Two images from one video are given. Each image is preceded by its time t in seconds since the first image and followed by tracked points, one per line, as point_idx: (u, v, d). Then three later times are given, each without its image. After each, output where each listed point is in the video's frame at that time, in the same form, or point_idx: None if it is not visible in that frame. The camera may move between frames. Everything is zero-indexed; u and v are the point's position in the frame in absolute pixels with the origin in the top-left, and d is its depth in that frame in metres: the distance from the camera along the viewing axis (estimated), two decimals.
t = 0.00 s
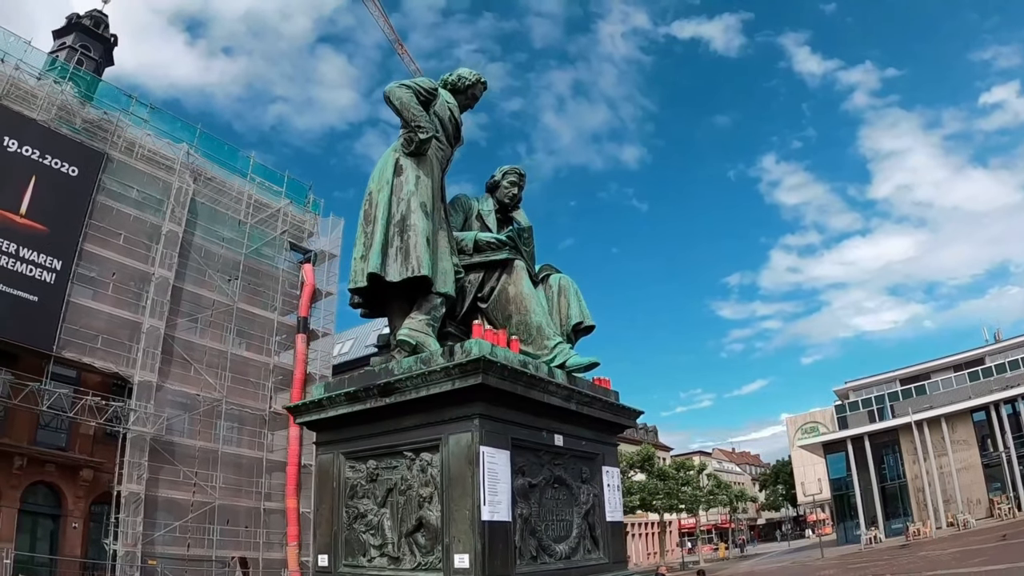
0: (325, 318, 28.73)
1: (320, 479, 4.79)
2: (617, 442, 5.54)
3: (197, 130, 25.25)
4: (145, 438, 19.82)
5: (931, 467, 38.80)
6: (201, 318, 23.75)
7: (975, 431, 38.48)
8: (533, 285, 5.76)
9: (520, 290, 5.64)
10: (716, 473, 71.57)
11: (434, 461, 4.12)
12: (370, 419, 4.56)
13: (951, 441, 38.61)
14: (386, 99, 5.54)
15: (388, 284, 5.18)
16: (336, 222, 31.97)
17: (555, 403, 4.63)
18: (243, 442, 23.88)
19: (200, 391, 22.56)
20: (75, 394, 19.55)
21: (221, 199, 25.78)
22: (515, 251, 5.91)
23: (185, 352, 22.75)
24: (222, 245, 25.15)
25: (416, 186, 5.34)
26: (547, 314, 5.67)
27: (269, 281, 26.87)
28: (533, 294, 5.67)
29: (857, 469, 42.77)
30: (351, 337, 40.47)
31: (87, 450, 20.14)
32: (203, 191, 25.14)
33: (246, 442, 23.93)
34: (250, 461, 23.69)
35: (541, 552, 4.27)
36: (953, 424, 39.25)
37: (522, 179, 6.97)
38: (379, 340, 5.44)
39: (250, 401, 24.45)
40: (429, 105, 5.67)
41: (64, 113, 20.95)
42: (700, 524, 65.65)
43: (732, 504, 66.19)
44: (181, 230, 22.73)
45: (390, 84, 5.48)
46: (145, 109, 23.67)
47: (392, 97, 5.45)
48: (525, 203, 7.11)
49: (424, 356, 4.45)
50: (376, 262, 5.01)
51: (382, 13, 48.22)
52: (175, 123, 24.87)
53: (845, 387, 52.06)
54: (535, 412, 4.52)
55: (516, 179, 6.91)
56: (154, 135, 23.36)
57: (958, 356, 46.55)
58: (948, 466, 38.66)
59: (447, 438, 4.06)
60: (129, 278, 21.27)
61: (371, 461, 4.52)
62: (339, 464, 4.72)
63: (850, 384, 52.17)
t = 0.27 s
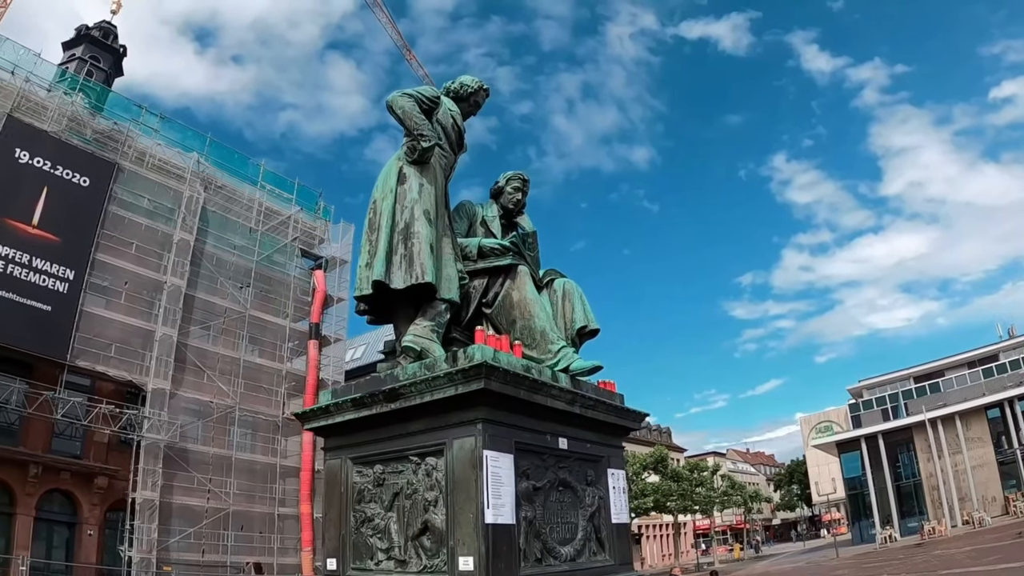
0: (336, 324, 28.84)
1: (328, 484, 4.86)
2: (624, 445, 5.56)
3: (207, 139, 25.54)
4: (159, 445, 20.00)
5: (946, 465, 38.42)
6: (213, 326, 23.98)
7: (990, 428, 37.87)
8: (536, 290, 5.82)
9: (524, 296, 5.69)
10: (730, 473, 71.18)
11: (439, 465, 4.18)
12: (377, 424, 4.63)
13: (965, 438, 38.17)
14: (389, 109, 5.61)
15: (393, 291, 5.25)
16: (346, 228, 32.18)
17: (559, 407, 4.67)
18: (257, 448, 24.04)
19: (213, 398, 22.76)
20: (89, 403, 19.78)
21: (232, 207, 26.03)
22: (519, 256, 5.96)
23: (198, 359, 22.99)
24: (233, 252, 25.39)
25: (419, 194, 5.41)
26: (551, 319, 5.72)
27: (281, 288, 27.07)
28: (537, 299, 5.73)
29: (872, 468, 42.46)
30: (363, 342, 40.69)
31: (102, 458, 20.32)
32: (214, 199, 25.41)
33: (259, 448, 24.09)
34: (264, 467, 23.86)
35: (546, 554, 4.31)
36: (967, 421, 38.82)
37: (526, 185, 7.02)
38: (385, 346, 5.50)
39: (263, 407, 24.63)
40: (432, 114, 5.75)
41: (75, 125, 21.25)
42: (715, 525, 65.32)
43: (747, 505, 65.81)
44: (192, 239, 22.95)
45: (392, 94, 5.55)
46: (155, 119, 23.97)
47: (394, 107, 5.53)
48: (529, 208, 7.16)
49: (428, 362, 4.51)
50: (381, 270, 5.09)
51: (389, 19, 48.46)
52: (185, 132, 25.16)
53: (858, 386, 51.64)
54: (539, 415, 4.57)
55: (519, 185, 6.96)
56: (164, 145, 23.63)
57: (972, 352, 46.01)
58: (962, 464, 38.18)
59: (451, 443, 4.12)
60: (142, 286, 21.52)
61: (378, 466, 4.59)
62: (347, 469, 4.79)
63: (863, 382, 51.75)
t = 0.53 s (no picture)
0: (344, 324, 28.85)
1: (329, 484, 4.92)
2: (624, 445, 5.58)
3: (214, 141, 25.69)
4: (167, 445, 20.15)
5: (955, 464, 38.17)
6: (221, 326, 24.14)
7: (999, 427, 37.32)
8: (536, 292, 5.86)
9: (524, 297, 5.74)
10: (739, 472, 71.01)
11: (438, 465, 4.23)
12: (377, 424, 4.69)
13: (974, 437, 37.86)
14: (389, 112, 5.67)
15: (394, 293, 5.31)
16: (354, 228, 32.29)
17: (557, 408, 4.71)
18: (266, 448, 24.15)
19: (221, 398, 22.90)
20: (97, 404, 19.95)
21: (239, 209, 26.18)
22: (518, 258, 6.01)
23: (206, 360, 23.16)
24: (241, 253, 25.56)
25: (420, 197, 5.46)
26: (551, 321, 5.76)
27: (288, 289, 27.20)
28: (536, 301, 5.77)
29: (880, 467, 42.26)
30: (371, 343, 40.82)
31: (111, 458, 20.48)
32: (222, 201, 25.57)
33: (268, 448, 24.21)
34: (272, 467, 23.98)
35: (544, 554, 4.36)
36: (976, 420, 38.38)
37: (527, 186, 7.05)
38: (387, 347, 5.56)
39: (271, 407, 24.74)
40: (432, 117, 5.80)
41: (83, 127, 21.44)
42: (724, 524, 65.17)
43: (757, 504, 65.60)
44: (200, 240, 23.09)
45: (393, 97, 5.61)
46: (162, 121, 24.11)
47: (394, 110, 5.58)
48: (531, 210, 7.19)
49: (428, 363, 4.57)
50: (381, 272, 5.15)
51: (395, 20, 48.52)
52: (192, 134, 25.31)
53: (867, 384, 51.35)
54: (537, 416, 4.61)
55: (521, 187, 6.99)
56: (172, 147, 23.77)
57: (982, 351, 45.59)
58: (971, 463, 37.81)
59: (450, 444, 4.17)
60: (150, 288, 21.70)
61: (378, 466, 4.64)
62: (348, 469, 4.84)
63: (873, 381, 51.46)
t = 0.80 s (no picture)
0: (348, 320, 28.77)
1: (326, 479, 4.96)
2: (620, 443, 5.60)
3: (219, 136, 25.73)
4: (171, 439, 20.23)
5: (958, 463, 38.02)
6: (226, 321, 24.25)
7: (1002, 427, 37.18)
8: (533, 290, 5.89)
9: (521, 295, 5.77)
10: (742, 470, 70.93)
11: (432, 461, 4.27)
12: (373, 421, 4.73)
13: (978, 436, 37.69)
14: (388, 111, 5.70)
15: (391, 291, 5.35)
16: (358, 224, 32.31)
17: (552, 406, 4.74)
18: (269, 443, 24.23)
19: (225, 392, 23.00)
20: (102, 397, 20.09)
21: (244, 204, 26.25)
22: (516, 256, 6.04)
23: (211, 354, 23.30)
24: (246, 248, 25.67)
25: (417, 195, 5.49)
26: (548, 319, 5.79)
27: (293, 284, 27.19)
28: (534, 299, 5.81)
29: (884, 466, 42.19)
30: (376, 338, 40.88)
31: (115, 452, 20.63)
32: (227, 195, 25.64)
33: (272, 442, 24.29)
34: (276, 461, 24.06)
35: (537, 550, 4.40)
36: (980, 420, 38.23)
37: (526, 184, 7.07)
38: (384, 344, 5.60)
39: (275, 401, 24.83)
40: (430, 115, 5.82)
41: (88, 123, 21.53)
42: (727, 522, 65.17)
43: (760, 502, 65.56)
44: (205, 235, 23.16)
45: (391, 96, 5.64)
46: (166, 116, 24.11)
47: (393, 109, 5.61)
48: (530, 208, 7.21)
49: (423, 360, 4.61)
50: (378, 270, 5.19)
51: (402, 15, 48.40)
52: (197, 130, 25.35)
53: (872, 383, 51.17)
54: (532, 413, 4.64)
55: (520, 184, 7.01)
56: (177, 142, 23.80)
57: (987, 350, 45.36)
58: (974, 462, 37.73)
59: (444, 441, 4.21)
60: (155, 282, 21.82)
61: (374, 462, 4.68)
62: (345, 465, 4.88)
63: (877, 379, 51.28)
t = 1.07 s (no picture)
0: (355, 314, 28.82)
1: (326, 473, 5.01)
2: (618, 439, 5.62)
3: (227, 129, 25.77)
4: (178, 431, 20.37)
5: (965, 461, 37.81)
6: (234, 314, 24.40)
7: (1010, 426, 36.93)
8: (533, 287, 5.91)
9: (521, 292, 5.80)
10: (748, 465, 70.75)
11: (429, 457, 4.30)
12: (373, 415, 4.76)
13: (985, 435, 37.42)
14: (389, 107, 5.72)
15: (392, 287, 5.38)
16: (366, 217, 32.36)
17: (549, 403, 4.77)
18: (276, 436, 24.36)
19: (232, 385, 23.15)
20: (110, 389, 20.27)
21: (252, 197, 26.34)
22: (516, 252, 6.05)
23: (219, 347, 23.47)
24: (254, 241, 25.79)
25: (418, 192, 5.51)
26: (547, 316, 5.81)
27: (301, 277, 27.24)
28: (533, 296, 5.83)
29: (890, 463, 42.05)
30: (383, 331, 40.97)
31: (123, 443, 20.83)
32: (235, 189, 25.76)
33: (279, 435, 24.41)
34: (282, 453, 24.13)
35: (533, 547, 4.43)
36: (988, 418, 37.94)
37: (528, 180, 7.07)
38: (384, 339, 5.63)
39: (283, 394, 24.95)
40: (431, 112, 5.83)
41: (97, 116, 21.67)
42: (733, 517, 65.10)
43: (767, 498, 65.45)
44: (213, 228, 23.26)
45: (392, 93, 5.66)
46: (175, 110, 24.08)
47: (394, 105, 5.63)
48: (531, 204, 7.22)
49: (421, 356, 4.64)
50: (378, 266, 5.23)
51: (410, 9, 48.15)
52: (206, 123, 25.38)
53: (879, 380, 50.92)
54: (529, 410, 4.67)
55: (521, 181, 7.01)
56: (186, 136, 23.84)
57: (996, 348, 44.96)
58: (981, 461, 37.68)
59: (441, 436, 4.25)
60: (164, 275, 21.97)
61: (373, 456, 4.72)
62: (344, 459, 4.92)
63: (885, 376, 51.01)
